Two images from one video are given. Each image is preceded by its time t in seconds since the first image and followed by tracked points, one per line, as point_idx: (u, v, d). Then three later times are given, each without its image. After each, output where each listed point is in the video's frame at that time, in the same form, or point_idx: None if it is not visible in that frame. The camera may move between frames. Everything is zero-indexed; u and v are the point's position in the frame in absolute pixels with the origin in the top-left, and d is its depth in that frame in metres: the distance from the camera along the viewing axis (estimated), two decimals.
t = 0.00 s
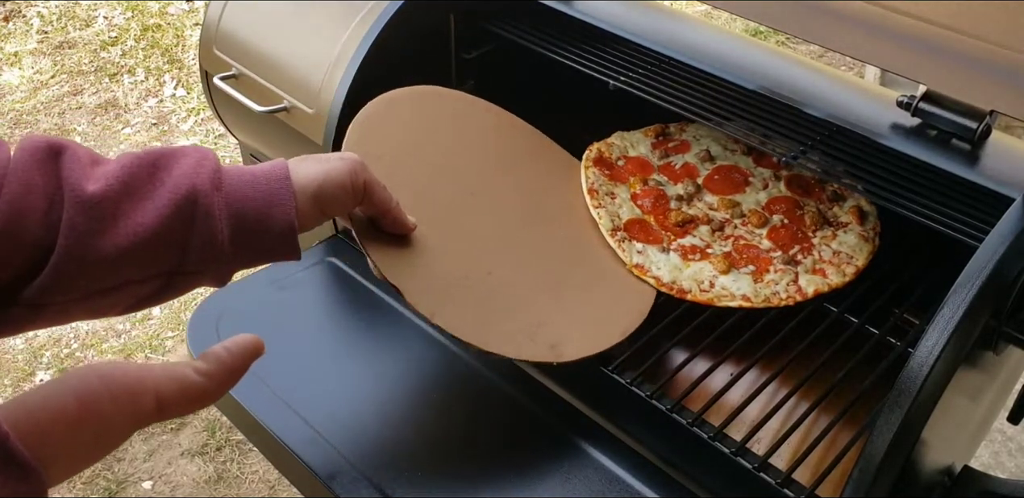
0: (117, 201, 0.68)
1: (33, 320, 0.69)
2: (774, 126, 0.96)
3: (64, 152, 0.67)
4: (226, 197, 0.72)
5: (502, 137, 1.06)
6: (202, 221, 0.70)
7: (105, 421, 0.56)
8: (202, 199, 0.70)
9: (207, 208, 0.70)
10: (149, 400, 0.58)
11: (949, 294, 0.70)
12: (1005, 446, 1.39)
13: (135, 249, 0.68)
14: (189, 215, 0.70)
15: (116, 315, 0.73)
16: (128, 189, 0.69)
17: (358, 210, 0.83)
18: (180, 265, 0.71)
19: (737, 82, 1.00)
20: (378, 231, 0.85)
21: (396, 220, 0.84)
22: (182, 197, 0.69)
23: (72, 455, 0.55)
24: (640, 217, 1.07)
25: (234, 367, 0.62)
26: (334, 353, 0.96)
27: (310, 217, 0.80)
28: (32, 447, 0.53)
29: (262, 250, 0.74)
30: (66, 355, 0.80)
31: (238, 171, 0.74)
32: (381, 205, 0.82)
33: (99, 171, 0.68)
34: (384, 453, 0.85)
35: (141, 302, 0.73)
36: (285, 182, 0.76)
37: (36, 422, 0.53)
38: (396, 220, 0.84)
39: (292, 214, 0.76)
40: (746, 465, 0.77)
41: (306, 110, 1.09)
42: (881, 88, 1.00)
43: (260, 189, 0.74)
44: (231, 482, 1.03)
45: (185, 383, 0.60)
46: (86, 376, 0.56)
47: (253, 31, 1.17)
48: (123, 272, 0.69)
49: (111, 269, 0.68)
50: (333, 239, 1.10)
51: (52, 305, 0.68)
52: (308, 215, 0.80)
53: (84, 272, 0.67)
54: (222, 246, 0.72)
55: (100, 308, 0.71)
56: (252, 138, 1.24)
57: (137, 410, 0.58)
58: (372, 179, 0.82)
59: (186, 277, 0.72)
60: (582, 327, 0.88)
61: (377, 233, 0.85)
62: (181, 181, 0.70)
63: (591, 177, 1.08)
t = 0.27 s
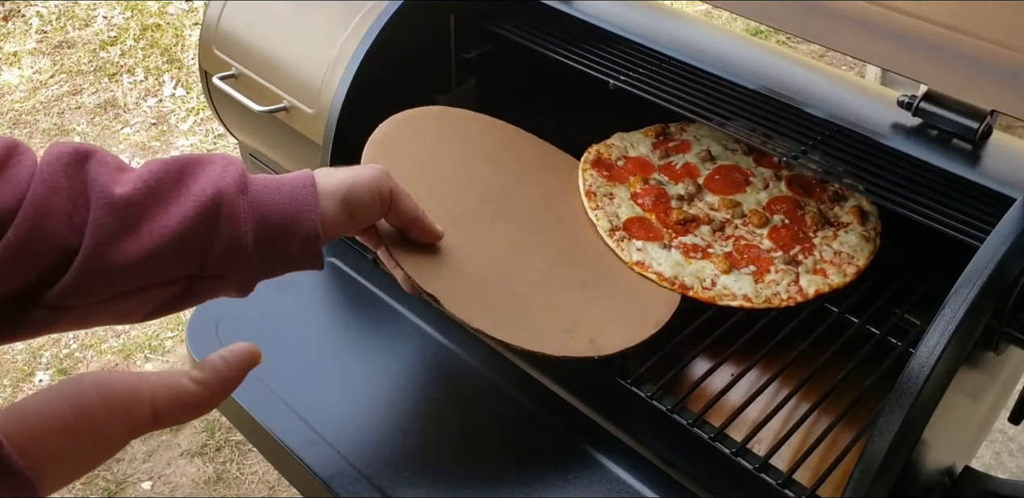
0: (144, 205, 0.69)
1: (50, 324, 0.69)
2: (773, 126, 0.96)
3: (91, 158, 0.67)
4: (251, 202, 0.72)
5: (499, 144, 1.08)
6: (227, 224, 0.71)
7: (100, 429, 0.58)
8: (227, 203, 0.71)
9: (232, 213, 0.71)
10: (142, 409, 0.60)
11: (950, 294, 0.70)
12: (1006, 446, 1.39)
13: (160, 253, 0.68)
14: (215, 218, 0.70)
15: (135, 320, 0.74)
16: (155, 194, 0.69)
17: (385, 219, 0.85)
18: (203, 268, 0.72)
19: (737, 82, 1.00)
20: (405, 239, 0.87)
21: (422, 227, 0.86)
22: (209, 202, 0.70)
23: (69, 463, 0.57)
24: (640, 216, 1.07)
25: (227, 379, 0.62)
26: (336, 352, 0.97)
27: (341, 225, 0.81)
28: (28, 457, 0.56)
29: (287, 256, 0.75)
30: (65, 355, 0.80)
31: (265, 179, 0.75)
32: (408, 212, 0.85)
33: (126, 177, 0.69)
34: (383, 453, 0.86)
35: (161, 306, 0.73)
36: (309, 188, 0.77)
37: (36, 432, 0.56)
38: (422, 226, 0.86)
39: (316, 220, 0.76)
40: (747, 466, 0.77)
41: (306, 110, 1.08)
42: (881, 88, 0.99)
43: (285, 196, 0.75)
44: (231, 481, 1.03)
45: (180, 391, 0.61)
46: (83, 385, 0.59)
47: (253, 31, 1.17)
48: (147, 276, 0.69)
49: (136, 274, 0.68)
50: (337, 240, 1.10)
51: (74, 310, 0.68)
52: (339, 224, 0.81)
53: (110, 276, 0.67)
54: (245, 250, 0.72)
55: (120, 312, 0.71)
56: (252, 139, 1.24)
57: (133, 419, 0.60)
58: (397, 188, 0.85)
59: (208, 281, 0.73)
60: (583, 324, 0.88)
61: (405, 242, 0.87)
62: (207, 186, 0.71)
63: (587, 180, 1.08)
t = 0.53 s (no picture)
0: (172, 222, 0.70)
1: (73, 337, 0.71)
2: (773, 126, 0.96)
3: (123, 176, 0.69)
4: (277, 220, 0.74)
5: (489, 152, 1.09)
6: (252, 242, 0.72)
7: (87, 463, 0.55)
8: (253, 221, 0.72)
9: (258, 230, 0.72)
10: (130, 442, 0.57)
11: (950, 294, 0.70)
12: (1005, 446, 1.39)
13: (186, 269, 0.70)
14: (240, 236, 0.72)
15: (158, 333, 0.76)
16: (182, 212, 0.71)
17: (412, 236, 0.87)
18: (227, 283, 0.73)
19: (737, 83, 1.00)
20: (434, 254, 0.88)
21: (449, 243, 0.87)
22: (234, 220, 0.71)
23: None
24: (639, 215, 1.07)
25: (217, 411, 0.62)
26: (339, 353, 0.97)
27: (369, 240, 0.83)
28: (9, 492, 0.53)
29: (311, 272, 0.76)
30: (66, 355, 0.81)
31: (293, 197, 0.76)
32: (434, 229, 0.86)
33: (156, 194, 0.71)
34: (382, 453, 0.87)
35: (185, 319, 0.75)
36: (334, 205, 0.78)
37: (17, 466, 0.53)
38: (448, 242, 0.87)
39: (340, 237, 0.77)
40: (746, 466, 0.77)
41: (306, 110, 1.08)
42: (879, 88, 1.00)
43: (311, 212, 0.76)
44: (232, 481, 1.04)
45: (169, 424, 0.59)
46: (68, 417, 0.56)
47: (253, 31, 1.17)
48: (173, 292, 0.71)
49: (162, 289, 0.70)
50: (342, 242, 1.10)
51: (98, 324, 0.70)
52: (367, 240, 0.82)
53: (137, 292, 0.69)
54: (269, 267, 0.74)
55: (144, 326, 0.74)
56: (252, 140, 1.24)
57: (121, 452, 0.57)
58: (424, 206, 0.86)
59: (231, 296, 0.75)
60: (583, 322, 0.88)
61: (430, 257, 0.89)
62: (234, 204, 0.72)
63: (586, 184, 1.09)
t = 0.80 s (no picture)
0: (184, 232, 0.71)
1: (84, 346, 0.71)
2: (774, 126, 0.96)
3: (135, 186, 0.69)
4: (287, 230, 0.74)
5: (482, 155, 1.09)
6: (262, 252, 0.72)
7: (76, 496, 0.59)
8: (263, 231, 0.72)
9: (267, 240, 0.72)
10: (119, 481, 0.60)
11: (950, 294, 0.70)
12: (1005, 446, 1.39)
13: (197, 279, 0.71)
14: (251, 246, 0.72)
15: (169, 341, 0.76)
16: (194, 222, 0.71)
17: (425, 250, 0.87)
18: (238, 294, 0.74)
19: (737, 83, 1.00)
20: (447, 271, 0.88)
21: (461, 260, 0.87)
22: (245, 230, 0.71)
23: None
24: (639, 216, 1.07)
25: (207, 453, 0.65)
26: (339, 357, 0.97)
27: (382, 250, 0.82)
28: None
29: (320, 283, 0.76)
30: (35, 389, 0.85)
31: (304, 207, 0.76)
32: (446, 242, 0.86)
33: (169, 203, 0.71)
34: (381, 455, 0.86)
35: (196, 328, 0.76)
36: (343, 215, 0.78)
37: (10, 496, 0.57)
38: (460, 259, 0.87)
39: (350, 248, 0.77)
40: (746, 465, 0.77)
41: (306, 110, 1.08)
42: (880, 89, 1.00)
43: (320, 223, 0.76)
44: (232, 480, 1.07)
45: (159, 466, 0.62)
46: (59, 460, 0.59)
47: (253, 30, 1.17)
48: (184, 301, 0.71)
49: (173, 298, 0.70)
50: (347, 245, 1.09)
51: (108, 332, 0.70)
52: (381, 250, 0.82)
53: (148, 301, 0.69)
54: (280, 277, 0.74)
55: (154, 334, 0.74)
56: (252, 140, 1.24)
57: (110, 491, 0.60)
58: (437, 218, 0.86)
59: (242, 306, 0.75)
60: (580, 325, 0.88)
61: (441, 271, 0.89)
62: (245, 214, 0.72)
63: (587, 184, 1.09)
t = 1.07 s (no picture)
0: (197, 243, 0.70)
1: (104, 363, 0.71)
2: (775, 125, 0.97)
3: (144, 199, 0.68)
4: (299, 233, 0.73)
5: (475, 157, 1.09)
6: (275, 255, 0.71)
7: None
8: (275, 234, 0.71)
9: (279, 244, 0.71)
10: None
11: (950, 294, 0.70)
12: (1005, 446, 1.39)
13: (212, 288, 0.70)
14: (263, 251, 0.71)
15: (187, 353, 0.76)
16: (206, 232, 0.70)
17: (436, 244, 0.85)
18: (253, 300, 0.73)
19: (738, 82, 1.00)
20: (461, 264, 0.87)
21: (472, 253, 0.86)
22: (256, 236, 0.71)
23: None
24: (643, 216, 1.07)
25: (201, 491, 0.66)
26: (346, 360, 0.97)
27: (397, 247, 0.81)
28: None
29: (335, 284, 0.75)
30: None
31: (313, 209, 0.75)
32: (457, 234, 0.85)
33: (180, 215, 0.70)
34: (394, 459, 0.86)
35: (215, 338, 0.75)
36: (354, 213, 0.77)
37: None
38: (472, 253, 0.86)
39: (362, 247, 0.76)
40: (746, 466, 0.76)
41: (306, 110, 1.08)
42: (880, 88, 1.00)
43: (331, 222, 0.75)
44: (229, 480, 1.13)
45: None
46: None
47: (254, 30, 1.17)
48: (201, 311, 0.71)
49: (188, 309, 0.70)
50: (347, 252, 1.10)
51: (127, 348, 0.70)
52: (397, 245, 0.80)
53: (164, 314, 0.69)
54: (294, 280, 0.73)
55: (172, 346, 0.73)
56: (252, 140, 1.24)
57: None
58: (445, 211, 0.85)
59: (258, 312, 0.74)
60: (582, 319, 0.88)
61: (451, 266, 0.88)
62: (255, 220, 0.71)
63: (587, 187, 1.09)
